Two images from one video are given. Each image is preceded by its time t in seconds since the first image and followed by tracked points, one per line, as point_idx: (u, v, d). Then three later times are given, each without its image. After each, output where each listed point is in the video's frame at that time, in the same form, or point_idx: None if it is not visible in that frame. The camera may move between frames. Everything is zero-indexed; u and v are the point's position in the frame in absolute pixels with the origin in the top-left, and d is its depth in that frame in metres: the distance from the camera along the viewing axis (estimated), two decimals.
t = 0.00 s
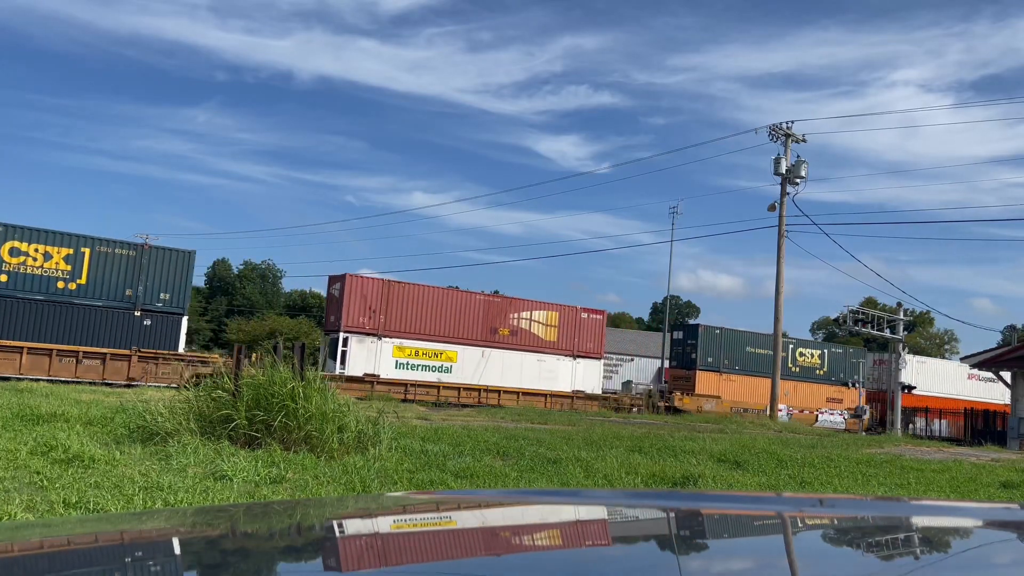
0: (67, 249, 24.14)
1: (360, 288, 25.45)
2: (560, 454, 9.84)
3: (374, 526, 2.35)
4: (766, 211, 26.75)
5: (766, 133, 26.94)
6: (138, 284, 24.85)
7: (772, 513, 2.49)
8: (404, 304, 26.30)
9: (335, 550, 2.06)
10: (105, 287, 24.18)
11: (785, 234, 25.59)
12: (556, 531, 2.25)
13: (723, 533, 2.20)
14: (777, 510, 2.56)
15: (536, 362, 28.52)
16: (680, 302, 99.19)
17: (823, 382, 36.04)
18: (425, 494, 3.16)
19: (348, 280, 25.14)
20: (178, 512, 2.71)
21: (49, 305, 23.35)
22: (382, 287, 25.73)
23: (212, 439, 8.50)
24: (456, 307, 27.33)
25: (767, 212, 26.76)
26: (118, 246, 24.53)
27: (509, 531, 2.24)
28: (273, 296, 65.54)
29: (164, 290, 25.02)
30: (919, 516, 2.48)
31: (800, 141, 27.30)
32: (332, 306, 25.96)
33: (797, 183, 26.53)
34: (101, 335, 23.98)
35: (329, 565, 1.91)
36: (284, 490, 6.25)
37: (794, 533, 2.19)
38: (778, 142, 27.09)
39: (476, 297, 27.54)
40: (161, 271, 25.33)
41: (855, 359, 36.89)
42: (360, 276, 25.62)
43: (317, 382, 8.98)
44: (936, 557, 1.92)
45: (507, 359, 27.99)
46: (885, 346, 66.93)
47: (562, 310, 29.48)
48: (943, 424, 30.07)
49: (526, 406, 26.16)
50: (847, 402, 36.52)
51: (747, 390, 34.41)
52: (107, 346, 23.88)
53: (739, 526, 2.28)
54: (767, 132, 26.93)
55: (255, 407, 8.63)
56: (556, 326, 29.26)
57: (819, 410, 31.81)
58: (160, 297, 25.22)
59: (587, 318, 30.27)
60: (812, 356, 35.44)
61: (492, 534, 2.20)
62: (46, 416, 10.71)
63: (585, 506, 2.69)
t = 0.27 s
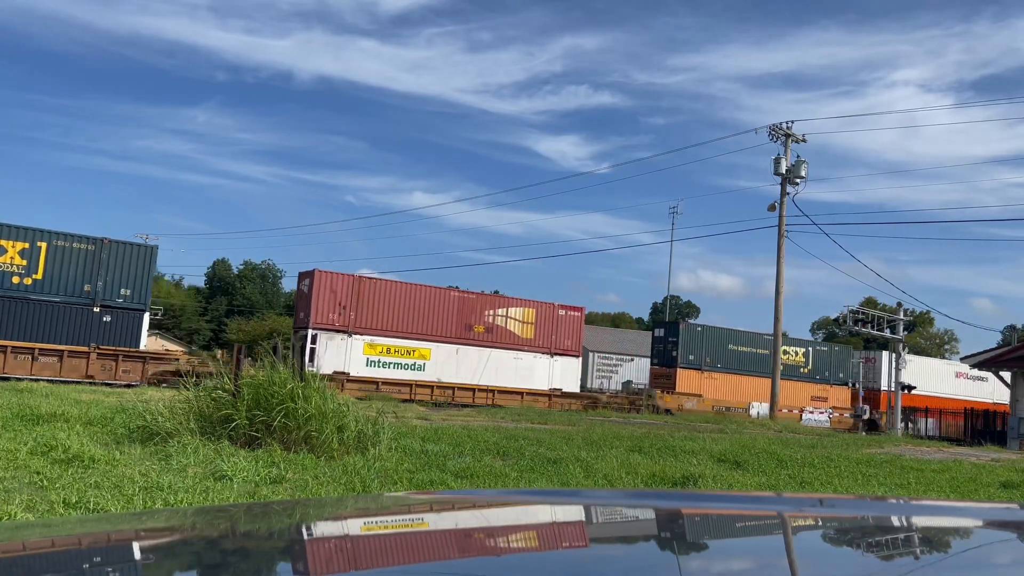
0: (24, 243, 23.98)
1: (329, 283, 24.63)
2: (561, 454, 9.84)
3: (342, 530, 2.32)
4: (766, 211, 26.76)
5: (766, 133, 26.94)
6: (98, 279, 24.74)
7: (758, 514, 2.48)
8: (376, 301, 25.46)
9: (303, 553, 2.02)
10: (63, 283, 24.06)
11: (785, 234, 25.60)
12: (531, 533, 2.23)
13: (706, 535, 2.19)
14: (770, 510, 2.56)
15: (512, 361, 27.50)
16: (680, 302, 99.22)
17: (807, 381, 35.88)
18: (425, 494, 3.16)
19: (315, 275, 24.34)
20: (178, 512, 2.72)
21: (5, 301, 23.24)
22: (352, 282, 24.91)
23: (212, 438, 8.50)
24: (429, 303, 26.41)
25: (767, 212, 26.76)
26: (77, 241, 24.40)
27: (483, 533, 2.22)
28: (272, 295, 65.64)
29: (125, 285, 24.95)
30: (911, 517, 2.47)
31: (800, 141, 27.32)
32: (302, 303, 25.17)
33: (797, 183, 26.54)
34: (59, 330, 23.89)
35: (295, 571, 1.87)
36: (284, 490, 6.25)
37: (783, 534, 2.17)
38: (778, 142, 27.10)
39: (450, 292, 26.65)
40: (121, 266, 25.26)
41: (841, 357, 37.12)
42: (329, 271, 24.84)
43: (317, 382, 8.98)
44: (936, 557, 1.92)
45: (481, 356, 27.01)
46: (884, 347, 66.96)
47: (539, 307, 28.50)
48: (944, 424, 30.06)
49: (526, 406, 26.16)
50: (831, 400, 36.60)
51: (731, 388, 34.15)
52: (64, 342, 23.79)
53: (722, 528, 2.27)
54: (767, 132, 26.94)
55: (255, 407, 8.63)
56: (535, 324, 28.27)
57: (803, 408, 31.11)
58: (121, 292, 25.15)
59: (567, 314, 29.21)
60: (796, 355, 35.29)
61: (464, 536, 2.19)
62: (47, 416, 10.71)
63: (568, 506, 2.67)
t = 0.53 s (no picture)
0: None
1: (297, 279, 24.29)
2: (560, 454, 9.85)
3: (311, 532, 2.28)
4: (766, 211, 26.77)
5: (766, 133, 26.95)
6: (55, 275, 24.67)
7: (746, 514, 2.47)
8: (346, 297, 25.11)
9: (270, 557, 1.98)
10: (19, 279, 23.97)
11: (785, 234, 25.62)
12: (506, 534, 2.21)
13: (687, 536, 2.18)
14: (761, 510, 2.57)
15: (488, 358, 27.14)
16: (680, 302, 99.27)
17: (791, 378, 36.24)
18: (425, 494, 3.16)
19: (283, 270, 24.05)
20: (178, 512, 2.72)
21: None
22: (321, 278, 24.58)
23: (212, 438, 8.50)
24: (402, 300, 25.98)
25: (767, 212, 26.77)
26: (32, 237, 24.38)
27: (457, 535, 2.20)
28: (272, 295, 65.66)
29: (82, 281, 24.91)
30: (900, 518, 2.46)
31: (800, 141, 27.32)
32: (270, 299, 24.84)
33: (797, 183, 26.54)
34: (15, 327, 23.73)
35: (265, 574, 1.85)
36: (285, 490, 6.26)
37: (767, 535, 2.16)
38: (778, 142, 27.11)
39: (423, 288, 26.24)
40: (80, 262, 25.23)
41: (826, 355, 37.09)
42: (298, 266, 24.53)
43: (316, 382, 8.98)
44: (937, 558, 1.92)
45: (457, 353, 26.60)
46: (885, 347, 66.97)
47: (516, 304, 28.14)
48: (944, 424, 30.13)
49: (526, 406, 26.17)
50: (817, 398, 36.36)
51: (713, 387, 34.04)
52: (20, 339, 23.60)
53: (706, 530, 2.26)
54: (767, 132, 26.95)
55: (255, 407, 8.63)
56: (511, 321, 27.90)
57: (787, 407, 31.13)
58: (79, 288, 25.07)
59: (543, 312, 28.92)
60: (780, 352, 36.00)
61: (438, 538, 2.17)
62: (47, 416, 10.72)
63: (553, 507, 2.66)
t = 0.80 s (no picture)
0: None
1: (264, 275, 24.17)
2: (560, 454, 9.86)
3: (278, 535, 2.24)
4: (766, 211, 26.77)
5: (766, 133, 26.94)
6: (12, 270, 23.86)
7: (732, 515, 2.46)
8: (314, 293, 24.97)
9: (235, 562, 1.93)
10: None
11: (785, 234, 25.62)
12: (482, 535, 2.20)
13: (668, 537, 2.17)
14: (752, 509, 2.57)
15: (463, 356, 27.00)
16: (680, 302, 99.36)
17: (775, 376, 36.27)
18: (424, 494, 3.16)
19: (250, 266, 23.93)
20: (177, 512, 2.71)
21: None
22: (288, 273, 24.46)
23: (212, 438, 8.50)
24: (373, 296, 25.82)
25: (767, 211, 26.77)
26: None
27: (430, 537, 2.19)
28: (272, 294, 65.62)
29: (41, 277, 24.11)
30: (889, 517, 2.46)
31: (800, 141, 27.31)
32: (237, 295, 24.70)
33: (797, 183, 26.54)
34: None
35: None
36: (284, 490, 6.26)
37: (749, 537, 2.15)
38: (778, 141, 27.11)
39: (395, 285, 26.04)
40: (38, 255, 24.29)
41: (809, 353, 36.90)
42: (266, 262, 24.42)
43: (317, 382, 8.99)
44: (937, 557, 1.92)
45: (430, 351, 26.40)
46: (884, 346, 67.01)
47: (492, 301, 27.92)
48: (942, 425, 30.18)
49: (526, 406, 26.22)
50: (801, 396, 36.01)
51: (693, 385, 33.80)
52: None
53: (687, 531, 2.24)
54: (767, 132, 26.94)
55: (254, 407, 8.63)
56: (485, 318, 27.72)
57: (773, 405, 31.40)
58: (38, 282, 24.33)
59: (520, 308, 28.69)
60: (764, 350, 35.96)
61: (410, 541, 2.15)
62: (47, 416, 10.71)
63: (536, 509, 2.65)
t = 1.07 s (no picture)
0: None
1: (231, 270, 24.02)
2: (561, 454, 9.86)
3: (245, 538, 2.20)
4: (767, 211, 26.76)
5: (767, 133, 26.94)
6: None
7: (717, 516, 2.45)
8: (281, 289, 24.88)
9: (199, 568, 1.89)
10: None
11: (785, 234, 25.63)
12: (454, 538, 2.19)
13: (647, 538, 2.17)
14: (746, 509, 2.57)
15: (436, 353, 27.07)
16: (681, 302, 99.39)
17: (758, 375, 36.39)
18: (424, 494, 3.16)
19: (216, 262, 23.79)
20: (177, 512, 2.71)
21: None
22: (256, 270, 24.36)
23: (212, 438, 8.51)
24: (342, 292, 25.82)
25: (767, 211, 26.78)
26: None
27: (402, 540, 2.16)
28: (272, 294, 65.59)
29: None
30: (877, 516, 2.47)
31: (800, 141, 27.31)
32: (202, 291, 24.50)
33: (797, 183, 26.54)
34: None
35: None
36: (285, 490, 6.26)
37: (731, 537, 2.14)
38: (778, 142, 27.11)
39: (365, 281, 26.07)
40: None
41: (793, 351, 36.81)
42: (232, 258, 24.26)
43: (317, 383, 8.99)
44: (937, 557, 1.92)
45: (403, 349, 26.48)
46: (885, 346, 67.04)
47: (466, 298, 28.01)
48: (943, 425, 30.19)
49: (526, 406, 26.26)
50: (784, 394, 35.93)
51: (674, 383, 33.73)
52: None
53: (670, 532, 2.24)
54: (767, 132, 26.93)
55: (254, 407, 8.63)
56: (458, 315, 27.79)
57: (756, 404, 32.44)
58: None
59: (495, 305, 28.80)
60: (747, 348, 35.70)
61: (381, 543, 2.13)
62: (47, 416, 10.72)
63: (520, 509, 2.64)
